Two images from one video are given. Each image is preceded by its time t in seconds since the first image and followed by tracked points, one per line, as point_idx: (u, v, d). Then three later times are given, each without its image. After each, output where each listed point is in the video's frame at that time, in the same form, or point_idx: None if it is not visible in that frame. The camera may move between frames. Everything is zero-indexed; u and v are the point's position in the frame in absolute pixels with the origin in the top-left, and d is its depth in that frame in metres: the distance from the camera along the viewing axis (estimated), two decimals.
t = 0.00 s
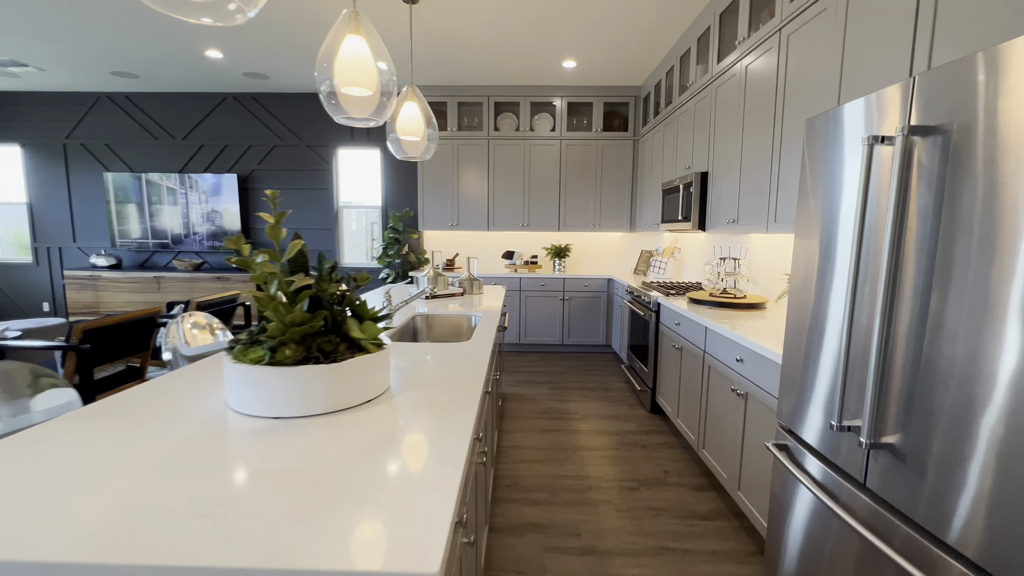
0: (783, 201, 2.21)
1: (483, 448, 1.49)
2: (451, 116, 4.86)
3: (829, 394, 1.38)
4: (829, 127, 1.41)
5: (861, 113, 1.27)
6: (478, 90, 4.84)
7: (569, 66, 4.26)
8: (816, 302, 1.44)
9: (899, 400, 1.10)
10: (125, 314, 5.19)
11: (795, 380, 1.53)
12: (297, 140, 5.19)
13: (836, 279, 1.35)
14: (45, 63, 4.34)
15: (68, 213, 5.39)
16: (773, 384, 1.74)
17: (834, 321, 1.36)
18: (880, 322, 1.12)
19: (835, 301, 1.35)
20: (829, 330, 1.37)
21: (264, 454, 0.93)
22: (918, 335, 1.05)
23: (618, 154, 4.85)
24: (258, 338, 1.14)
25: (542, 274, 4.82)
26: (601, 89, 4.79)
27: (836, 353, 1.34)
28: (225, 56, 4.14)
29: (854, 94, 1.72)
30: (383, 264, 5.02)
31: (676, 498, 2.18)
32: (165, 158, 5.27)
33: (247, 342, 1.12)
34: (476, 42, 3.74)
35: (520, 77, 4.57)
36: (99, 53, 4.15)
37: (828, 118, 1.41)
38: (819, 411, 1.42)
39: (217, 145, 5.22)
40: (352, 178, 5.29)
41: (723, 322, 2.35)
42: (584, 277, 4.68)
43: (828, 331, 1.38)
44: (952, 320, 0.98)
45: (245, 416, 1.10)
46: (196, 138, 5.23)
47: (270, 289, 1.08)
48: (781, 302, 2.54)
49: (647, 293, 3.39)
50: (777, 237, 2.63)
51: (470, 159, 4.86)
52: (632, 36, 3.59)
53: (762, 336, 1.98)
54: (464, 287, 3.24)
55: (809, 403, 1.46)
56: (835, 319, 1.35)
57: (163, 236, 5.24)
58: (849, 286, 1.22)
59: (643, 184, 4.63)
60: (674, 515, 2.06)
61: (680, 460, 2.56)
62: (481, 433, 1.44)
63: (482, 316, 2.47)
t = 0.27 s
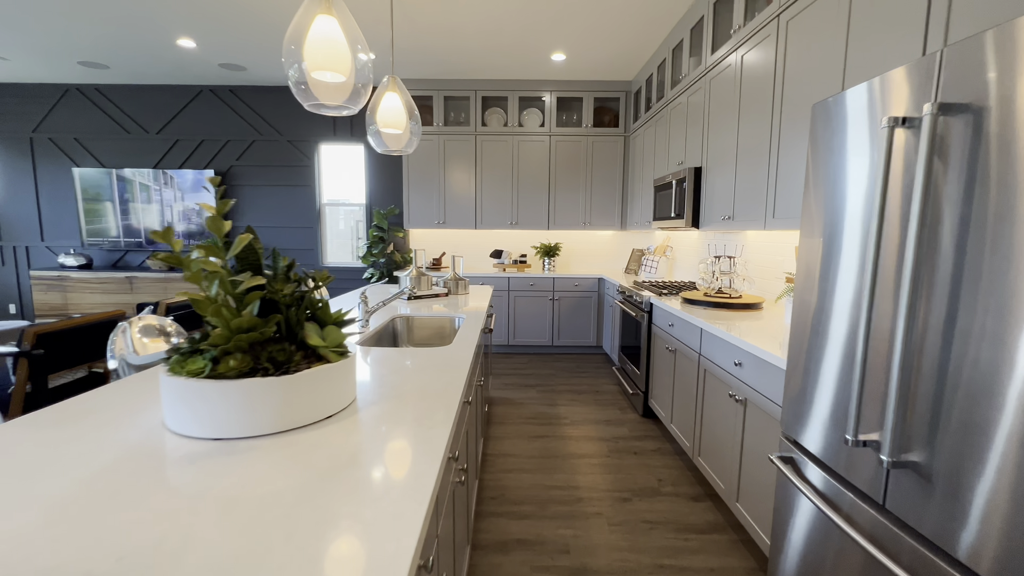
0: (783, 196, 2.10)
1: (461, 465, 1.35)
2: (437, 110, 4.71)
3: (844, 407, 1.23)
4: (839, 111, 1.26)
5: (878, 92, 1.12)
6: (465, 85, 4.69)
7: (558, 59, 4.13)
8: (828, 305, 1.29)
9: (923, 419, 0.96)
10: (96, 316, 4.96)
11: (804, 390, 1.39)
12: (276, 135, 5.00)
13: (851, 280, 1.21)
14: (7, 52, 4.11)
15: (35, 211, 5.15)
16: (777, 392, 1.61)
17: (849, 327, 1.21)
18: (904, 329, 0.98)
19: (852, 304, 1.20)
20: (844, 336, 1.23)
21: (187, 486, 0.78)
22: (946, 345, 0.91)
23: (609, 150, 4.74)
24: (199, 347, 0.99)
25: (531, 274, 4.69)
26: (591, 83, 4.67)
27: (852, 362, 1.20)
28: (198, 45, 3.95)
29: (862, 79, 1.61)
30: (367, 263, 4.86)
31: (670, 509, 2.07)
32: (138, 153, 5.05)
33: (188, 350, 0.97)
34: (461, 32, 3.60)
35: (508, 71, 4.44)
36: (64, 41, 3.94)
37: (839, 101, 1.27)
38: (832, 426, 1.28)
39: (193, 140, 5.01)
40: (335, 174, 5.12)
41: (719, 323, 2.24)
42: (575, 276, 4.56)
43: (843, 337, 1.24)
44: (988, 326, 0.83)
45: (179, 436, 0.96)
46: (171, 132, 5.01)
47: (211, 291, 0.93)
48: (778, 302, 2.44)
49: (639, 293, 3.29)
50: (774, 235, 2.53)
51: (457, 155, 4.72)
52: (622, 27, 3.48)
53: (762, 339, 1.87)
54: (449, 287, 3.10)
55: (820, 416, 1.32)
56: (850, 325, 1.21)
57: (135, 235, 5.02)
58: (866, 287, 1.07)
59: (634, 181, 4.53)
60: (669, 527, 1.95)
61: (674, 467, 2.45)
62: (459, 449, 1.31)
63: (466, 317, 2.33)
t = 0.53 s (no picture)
0: (791, 192, 1.96)
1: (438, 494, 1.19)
2: (425, 105, 4.54)
3: (869, 428, 1.09)
4: (856, 92, 1.11)
5: (911, 66, 0.97)
6: (453, 78, 4.52)
7: (550, 52, 3.98)
8: (846, 311, 1.15)
9: (977, 447, 0.81)
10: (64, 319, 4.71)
11: (818, 407, 1.24)
12: (256, 130, 4.80)
13: (875, 283, 1.06)
14: None
15: None
16: (789, 405, 1.47)
17: (874, 336, 1.07)
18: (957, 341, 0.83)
19: (876, 310, 1.06)
20: (868, 346, 1.08)
21: (66, 552, 0.60)
22: (1009, 360, 0.76)
23: (602, 147, 4.61)
24: (118, 368, 0.80)
25: (522, 274, 4.54)
26: (583, 78, 4.53)
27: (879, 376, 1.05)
28: (169, 33, 3.73)
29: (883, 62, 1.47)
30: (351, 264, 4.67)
31: (670, 528, 1.93)
32: (109, 148, 4.81)
33: (101, 371, 0.78)
34: (448, 20, 3.43)
35: (498, 64, 4.28)
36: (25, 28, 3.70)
37: (854, 82, 1.12)
38: (854, 448, 1.13)
39: (168, 134, 4.78)
40: (318, 171, 4.92)
41: (720, 328, 2.10)
42: (567, 277, 4.42)
43: (864, 348, 1.09)
44: None
45: (87, 477, 0.78)
46: (145, 126, 4.78)
47: (126, 298, 0.75)
48: (781, 304, 2.31)
49: (633, 295, 3.15)
50: (777, 233, 2.40)
51: (445, 152, 4.56)
52: (616, 17, 3.33)
53: (768, 346, 1.73)
54: (434, 289, 2.93)
55: (838, 437, 1.17)
56: (875, 334, 1.06)
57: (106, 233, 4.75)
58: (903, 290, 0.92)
59: (628, 179, 4.39)
60: (671, 549, 1.81)
61: (672, 480, 2.31)
62: (436, 477, 1.15)
63: (450, 322, 2.16)
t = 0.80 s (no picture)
0: (797, 189, 1.82)
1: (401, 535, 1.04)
2: (410, 100, 4.37)
3: (891, 446, 0.97)
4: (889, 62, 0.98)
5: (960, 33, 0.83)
6: (440, 72, 4.36)
7: (540, 44, 3.83)
8: (868, 314, 1.02)
9: None
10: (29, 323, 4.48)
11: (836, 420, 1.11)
12: (235, 126, 4.60)
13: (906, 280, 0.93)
14: None
15: None
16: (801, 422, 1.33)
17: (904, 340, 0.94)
18: (1021, 357, 0.69)
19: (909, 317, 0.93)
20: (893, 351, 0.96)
21: None
22: None
23: (594, 144, 4.47)
24: None
25: (512, 275, 4.38)
26: (575, 72, 4.39)
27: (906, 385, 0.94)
28: (138, 22, 3.53)
29: (903, 40, 1.34)
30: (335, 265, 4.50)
31: (667, 551, 1.79)
32: (78, 144, 4.58)
33: None
34: (433, 10, 3.27)
35: (486, 57, 4.12)
36: None
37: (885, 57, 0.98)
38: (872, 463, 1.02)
39: (141, 129, 4.57)
40: (300, 169, 4.73)
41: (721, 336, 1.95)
42: (558, 278, 4.27)
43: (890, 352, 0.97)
44: None
45: None
46: (116, 121, 4.57)
47: None
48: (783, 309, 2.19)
49: (627, 297, 3.01)
50: (779, 232, 2.26)
51: (431, 148, 4.39)
52: (609, 7, 3.18)
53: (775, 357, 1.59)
54: (416, 292, 2.76)
55: (855, 452, 1.06)
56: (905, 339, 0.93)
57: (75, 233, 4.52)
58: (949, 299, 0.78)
59: (620, 177, 4.26)
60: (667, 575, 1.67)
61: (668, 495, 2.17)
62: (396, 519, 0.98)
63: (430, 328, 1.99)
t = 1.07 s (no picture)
0: (805, 181, 1.67)
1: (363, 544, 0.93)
2: (394, 92, 4.19)
3: (910, 467, 0.87)
4: (909, 35, 0.89)
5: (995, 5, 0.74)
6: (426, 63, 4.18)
7: (529, 34, 3.67)
8: (883, 318, 0.92)
9: None
10: None
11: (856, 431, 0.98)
12: (210, 119, 4.39)
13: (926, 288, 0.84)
14: None
15: None
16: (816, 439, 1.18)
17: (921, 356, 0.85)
18: None
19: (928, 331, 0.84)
20: (911, 367, 0.87)
21: None
22: None
23: (585, 139, 4.32)
24: None
25: (501, 275, 4.22)
26: (565, 64, 4.24)
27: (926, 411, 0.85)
28: (103, 6, 3.32)
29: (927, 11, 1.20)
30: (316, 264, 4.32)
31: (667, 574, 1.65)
32: (45, 137, 4.35)
33: None
34: None
35: (474, 48, 3.95)
36: None
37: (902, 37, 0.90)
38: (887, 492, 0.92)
39: (111, 122, 4.35)
40: (280, 164, 4.53)
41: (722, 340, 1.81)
42: (548, 278, 4.12)
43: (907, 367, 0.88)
44: None
45: None
46: (85, 113, 4.34)
47: None
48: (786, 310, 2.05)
49: (620, 297, 2.86)
50: (781, 228, 2.12)
51: (417, 143, 4.22)
52: None
53: (781, 364, 1.44)
54: (396, 292, 2.59)
55: (871, 472, 0.95)
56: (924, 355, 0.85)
57: (41, 230, 4.29)
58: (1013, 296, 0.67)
59: (613, 173, 4.12)
60: None
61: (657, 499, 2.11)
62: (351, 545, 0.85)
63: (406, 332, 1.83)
